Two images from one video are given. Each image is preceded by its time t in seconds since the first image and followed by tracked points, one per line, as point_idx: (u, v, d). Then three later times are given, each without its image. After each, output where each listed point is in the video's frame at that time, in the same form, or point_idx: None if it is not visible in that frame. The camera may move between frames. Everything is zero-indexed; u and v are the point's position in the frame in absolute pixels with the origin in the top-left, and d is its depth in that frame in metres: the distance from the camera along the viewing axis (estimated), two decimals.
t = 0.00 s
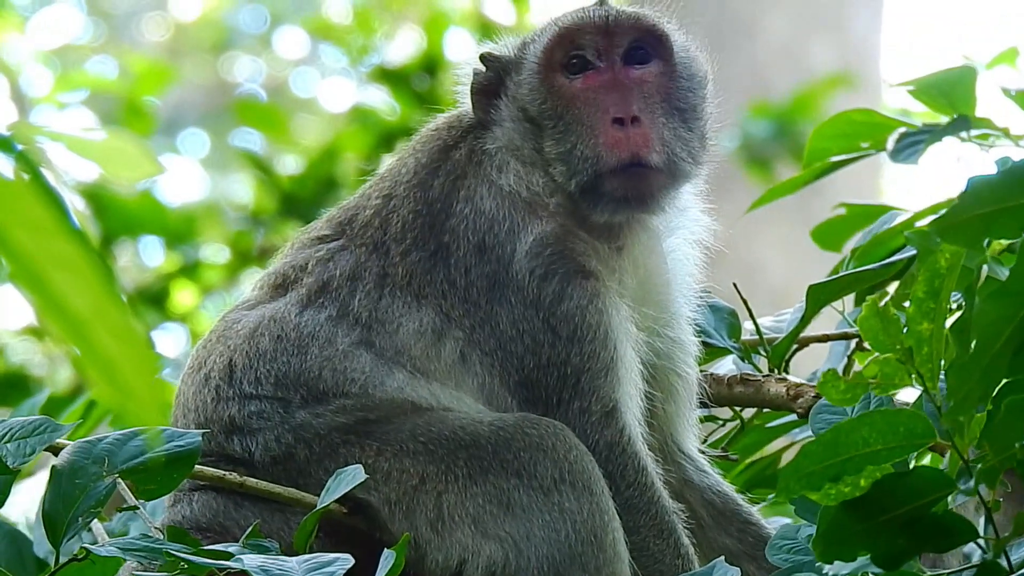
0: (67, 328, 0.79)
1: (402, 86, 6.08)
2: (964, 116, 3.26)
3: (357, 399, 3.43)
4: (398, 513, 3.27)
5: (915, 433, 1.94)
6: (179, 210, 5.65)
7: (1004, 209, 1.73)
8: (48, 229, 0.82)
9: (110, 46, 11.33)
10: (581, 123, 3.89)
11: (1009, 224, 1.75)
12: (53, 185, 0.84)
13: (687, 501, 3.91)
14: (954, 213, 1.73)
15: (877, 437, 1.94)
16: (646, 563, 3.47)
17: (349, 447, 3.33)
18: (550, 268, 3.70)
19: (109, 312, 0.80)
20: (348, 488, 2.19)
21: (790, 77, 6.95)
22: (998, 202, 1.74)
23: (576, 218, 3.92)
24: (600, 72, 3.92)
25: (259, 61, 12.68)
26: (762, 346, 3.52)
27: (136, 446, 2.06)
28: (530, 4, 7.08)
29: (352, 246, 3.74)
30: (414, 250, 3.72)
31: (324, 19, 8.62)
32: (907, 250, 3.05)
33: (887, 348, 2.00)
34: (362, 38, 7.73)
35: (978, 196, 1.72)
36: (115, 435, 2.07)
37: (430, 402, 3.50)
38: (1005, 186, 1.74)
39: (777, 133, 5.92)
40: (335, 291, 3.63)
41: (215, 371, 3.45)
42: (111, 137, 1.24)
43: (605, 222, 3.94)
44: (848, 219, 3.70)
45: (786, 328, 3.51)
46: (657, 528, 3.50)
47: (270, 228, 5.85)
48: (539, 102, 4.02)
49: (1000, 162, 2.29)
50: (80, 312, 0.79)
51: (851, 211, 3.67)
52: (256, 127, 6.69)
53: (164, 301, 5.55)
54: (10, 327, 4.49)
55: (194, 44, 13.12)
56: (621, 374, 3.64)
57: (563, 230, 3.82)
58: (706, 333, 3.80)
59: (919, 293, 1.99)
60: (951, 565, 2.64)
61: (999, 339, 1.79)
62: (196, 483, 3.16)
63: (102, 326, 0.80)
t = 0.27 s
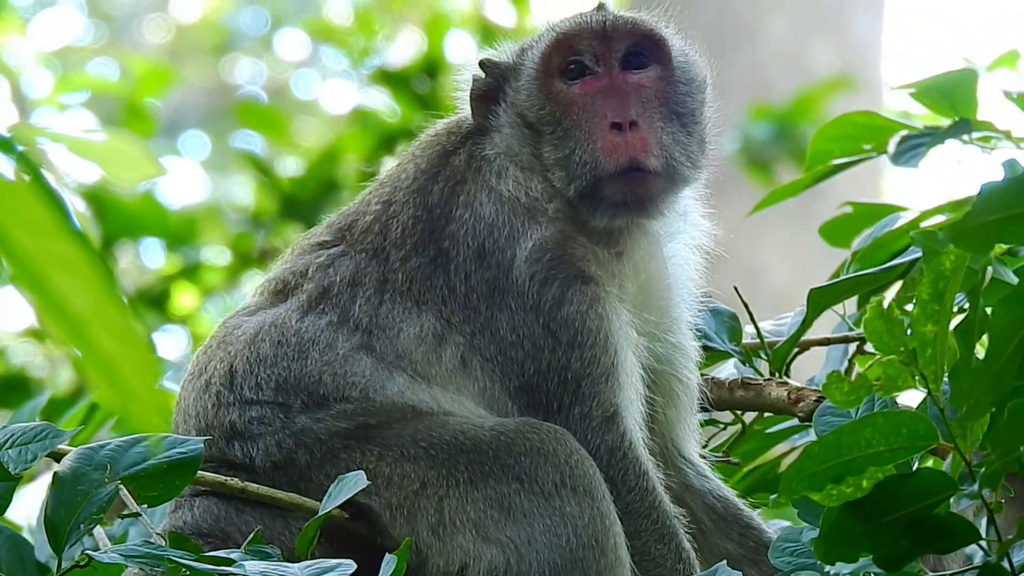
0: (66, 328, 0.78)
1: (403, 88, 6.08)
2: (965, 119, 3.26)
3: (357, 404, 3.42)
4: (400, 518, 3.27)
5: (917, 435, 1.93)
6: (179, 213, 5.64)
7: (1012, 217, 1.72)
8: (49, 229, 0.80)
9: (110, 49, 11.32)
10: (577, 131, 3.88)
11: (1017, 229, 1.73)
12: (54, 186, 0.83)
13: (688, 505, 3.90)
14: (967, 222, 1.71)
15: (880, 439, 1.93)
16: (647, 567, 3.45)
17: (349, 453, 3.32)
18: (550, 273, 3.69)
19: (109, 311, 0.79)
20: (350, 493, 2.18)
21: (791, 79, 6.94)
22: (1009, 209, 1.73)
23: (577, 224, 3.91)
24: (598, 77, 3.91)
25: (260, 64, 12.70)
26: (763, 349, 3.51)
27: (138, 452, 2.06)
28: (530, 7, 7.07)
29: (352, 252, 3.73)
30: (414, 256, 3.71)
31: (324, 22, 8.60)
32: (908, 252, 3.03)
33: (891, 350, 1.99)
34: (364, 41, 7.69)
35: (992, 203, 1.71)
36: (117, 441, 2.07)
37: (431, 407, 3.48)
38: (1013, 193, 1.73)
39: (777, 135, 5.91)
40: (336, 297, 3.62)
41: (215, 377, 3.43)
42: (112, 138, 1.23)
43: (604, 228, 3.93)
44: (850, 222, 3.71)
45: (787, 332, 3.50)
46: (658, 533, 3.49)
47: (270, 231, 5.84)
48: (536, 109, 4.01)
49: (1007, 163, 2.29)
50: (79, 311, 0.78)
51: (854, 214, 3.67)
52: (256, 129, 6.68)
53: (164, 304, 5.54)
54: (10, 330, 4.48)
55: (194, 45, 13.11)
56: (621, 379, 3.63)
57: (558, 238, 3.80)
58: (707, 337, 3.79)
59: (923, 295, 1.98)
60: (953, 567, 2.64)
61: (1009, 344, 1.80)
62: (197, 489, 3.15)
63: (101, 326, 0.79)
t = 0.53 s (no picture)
0: (68, 329, 0.77)
1: (405, 89, 6.07)
2: (965, 119, 3.26)
3: (360, 406, 3.41)
4: (402, 520, 3.26)
5: (922, 440, 1.91)
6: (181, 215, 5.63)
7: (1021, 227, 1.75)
8: (49, 230, 0.80)
9: (111, 51, 11.33)
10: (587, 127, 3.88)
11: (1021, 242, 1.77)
12: (55, 187, 0.82)
13: (690, 508, 3.90)
14: (977, 229, 1.75)
15: (885, 444, 1.92)
16: (650, 569, 3.45)
17: (352, 456, 3.32)
18: (554, 275, 3.69)
19: (111, 313, 0.78)
20: (353, 496, 2.18)
21: (792, 81, 6.95)
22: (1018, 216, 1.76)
23: (584, 224, 3.91)
24: (605, 74, 3.93)
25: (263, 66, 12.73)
26: (765, 351, 3.51)
27: (141, 454, 2.05)
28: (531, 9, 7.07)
29: (355, 255, 3.73)
30: (417, 258, 3.70)
31: (325, 24, 8.61)
32: (911, 254, 3.01)
33: (896, 355, 1.96)
34: (365, 43, 7.73)
35: (999, 210, 1.75)
36: (120, 443, 2.07)
37: (434, 409, 3.48)
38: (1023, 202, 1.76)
39: (779, 137, 5.91)
40: (339, 299, 3.62)
41: (218, 381, 3.43)
42: (112, 141, 1.22)
43: (613, 225, 3.94)
44: (851, 225, 3.70)
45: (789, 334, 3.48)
46: (661, 535, 3.48)
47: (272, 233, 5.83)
48: (544, 109, 4.02)
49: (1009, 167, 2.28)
50: (80, 314, 0.78)
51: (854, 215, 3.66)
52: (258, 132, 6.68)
53: (167, 306, 5.53)
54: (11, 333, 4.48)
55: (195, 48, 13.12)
56: (625, 382, 3.62)
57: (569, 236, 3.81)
58: (710, 339, 3.78)
59: (928, 300, 1.99)
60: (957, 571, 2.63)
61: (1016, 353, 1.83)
62: (200, 492, 3.14)
63: (102, 327, 0.78)
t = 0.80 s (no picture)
0: (70, 332, 0.78)
1: (406, 92, 6.07)
2: (965, 122, 3.27)
3: (362, 408, 3.42)
4: (403, 522, 3.26)
5: (924, 445, 1.92)
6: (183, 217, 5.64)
7: None
8: (51, 235, 0.80)
9: (114, 53, 11.35)
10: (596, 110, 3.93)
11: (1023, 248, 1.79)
12: (57, 192, 0.83)
13: (691, 509, 3.91)
14: (978, 234, 1.76)
15: (887, 449, 1.93)
16: (651, 571, 3.45)
17: (353, 457, 3.32)
18: (557, 277, 3.69)
19: (113, 316, 0.79)
20: (354, 497, 2.19)
21: (793, 83, 6.97)
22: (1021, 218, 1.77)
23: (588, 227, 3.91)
24: (611, 60, 3.97)
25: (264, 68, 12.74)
26: (766, 353, 3.52)
27: (143, 456, 2.06)
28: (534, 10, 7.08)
29: (357, 257, 3.74)
30: (420, 260, 3.70)
31: (328, 26, 8.63)
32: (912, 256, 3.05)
33: (898, 359, 1.98)
34: (366, 44, 7.82)
35: (1002, 213, 1.76)
36: (121, 444, 2.07)
37: (435, 410, 3.48)
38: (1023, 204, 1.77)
39: (781, 139, 5.92)
40: (341, 302, 3.63)
41: (219, 382, 3.44)
42: (115, 146, 1.23)
43: (625, 204, 3.97)
44: (849, 226, 3.70)
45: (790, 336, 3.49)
46: (662, 536, 3.49)
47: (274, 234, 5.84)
48: (551, 98, 4.07)
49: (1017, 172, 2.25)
50: (83, 317, 0.78)
51: (853, 215, 3.67)
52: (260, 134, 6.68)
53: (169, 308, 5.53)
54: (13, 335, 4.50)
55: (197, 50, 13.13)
56: (627, 383, 3.63)
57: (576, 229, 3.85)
58: (711, 341, 3.79)
59: (930, 304, 1.98)
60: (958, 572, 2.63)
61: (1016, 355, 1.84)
62: (201, 494, 3.15)
63: (105, 330, 0.79)
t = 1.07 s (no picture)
0: (71, 334, 0.78)
1: (408, 93, 6.10)
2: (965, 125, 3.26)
3: (360, 409, 3.42)
4: (401, 523, 3.26)
5: (923, 444, 1.93)
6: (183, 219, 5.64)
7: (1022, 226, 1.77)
8: (50, 238, 0.80)
9: (116, 54, 11.38)
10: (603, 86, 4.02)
11: None
12: (59, 195, 0.83)
13: (690, 510, 3.90)
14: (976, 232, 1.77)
15: (886, 448, 1.93)
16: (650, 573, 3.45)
17: (352, 458, 3.32)
18: (557, 277, 3.68)
19: (114, 318, 0.79)
20: (353, 498, 2.19)
21: (793, 86, 6.98)
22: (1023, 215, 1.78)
23: (590, 227, 3.91)
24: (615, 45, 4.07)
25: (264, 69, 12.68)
26: (765, 354, 3.52)
27: (141, 457, 2.06)
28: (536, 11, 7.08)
29: (357, 257, 3.74)
30: (420, 261, 3.70)
31: (330, 28, 8.64)
32: (912, 259, 3.06)
33: (897, 358, 1.97)
34: (368, 47, 7.84)
35: (1005, 210, 1.76)
36: (120, 445, 2.07)
37: (434, 412, 3.48)
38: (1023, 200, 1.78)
39: (782, 141, 5.92)
40: (340, 303, 3.64)
41: (218, 383, 3.44)
42: (116, 149, 1.23)
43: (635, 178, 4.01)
44: (849, 229, 3.70)
45: (789, 338, 3.49)
46: (661, 538, 3.49)
47: (274, 235, 5.85)
48: (556, 82, 4.15)
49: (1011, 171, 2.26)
50: (84, 320, 0.79)
51: (853, 219, 3.67)
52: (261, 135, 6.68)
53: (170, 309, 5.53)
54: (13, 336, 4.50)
55: (198, 51, 13.14)
56: (626, 385, 3.63)
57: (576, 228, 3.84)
58: (709, 342, 3.79)
59: (928, 303, 1.98)
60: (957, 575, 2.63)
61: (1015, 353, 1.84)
62: (199, 495, 3.15)
63: (106, 334, 0.79)
